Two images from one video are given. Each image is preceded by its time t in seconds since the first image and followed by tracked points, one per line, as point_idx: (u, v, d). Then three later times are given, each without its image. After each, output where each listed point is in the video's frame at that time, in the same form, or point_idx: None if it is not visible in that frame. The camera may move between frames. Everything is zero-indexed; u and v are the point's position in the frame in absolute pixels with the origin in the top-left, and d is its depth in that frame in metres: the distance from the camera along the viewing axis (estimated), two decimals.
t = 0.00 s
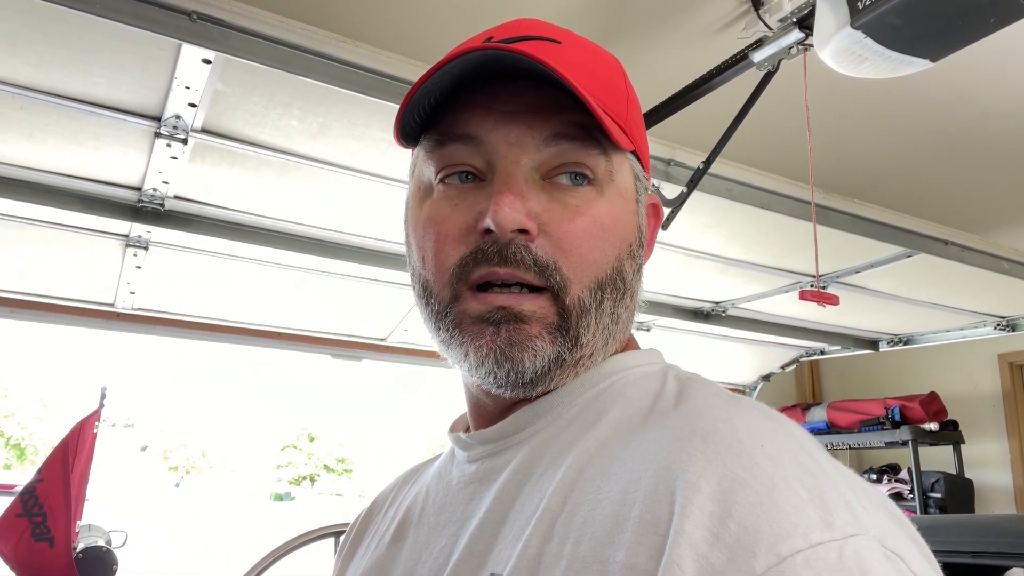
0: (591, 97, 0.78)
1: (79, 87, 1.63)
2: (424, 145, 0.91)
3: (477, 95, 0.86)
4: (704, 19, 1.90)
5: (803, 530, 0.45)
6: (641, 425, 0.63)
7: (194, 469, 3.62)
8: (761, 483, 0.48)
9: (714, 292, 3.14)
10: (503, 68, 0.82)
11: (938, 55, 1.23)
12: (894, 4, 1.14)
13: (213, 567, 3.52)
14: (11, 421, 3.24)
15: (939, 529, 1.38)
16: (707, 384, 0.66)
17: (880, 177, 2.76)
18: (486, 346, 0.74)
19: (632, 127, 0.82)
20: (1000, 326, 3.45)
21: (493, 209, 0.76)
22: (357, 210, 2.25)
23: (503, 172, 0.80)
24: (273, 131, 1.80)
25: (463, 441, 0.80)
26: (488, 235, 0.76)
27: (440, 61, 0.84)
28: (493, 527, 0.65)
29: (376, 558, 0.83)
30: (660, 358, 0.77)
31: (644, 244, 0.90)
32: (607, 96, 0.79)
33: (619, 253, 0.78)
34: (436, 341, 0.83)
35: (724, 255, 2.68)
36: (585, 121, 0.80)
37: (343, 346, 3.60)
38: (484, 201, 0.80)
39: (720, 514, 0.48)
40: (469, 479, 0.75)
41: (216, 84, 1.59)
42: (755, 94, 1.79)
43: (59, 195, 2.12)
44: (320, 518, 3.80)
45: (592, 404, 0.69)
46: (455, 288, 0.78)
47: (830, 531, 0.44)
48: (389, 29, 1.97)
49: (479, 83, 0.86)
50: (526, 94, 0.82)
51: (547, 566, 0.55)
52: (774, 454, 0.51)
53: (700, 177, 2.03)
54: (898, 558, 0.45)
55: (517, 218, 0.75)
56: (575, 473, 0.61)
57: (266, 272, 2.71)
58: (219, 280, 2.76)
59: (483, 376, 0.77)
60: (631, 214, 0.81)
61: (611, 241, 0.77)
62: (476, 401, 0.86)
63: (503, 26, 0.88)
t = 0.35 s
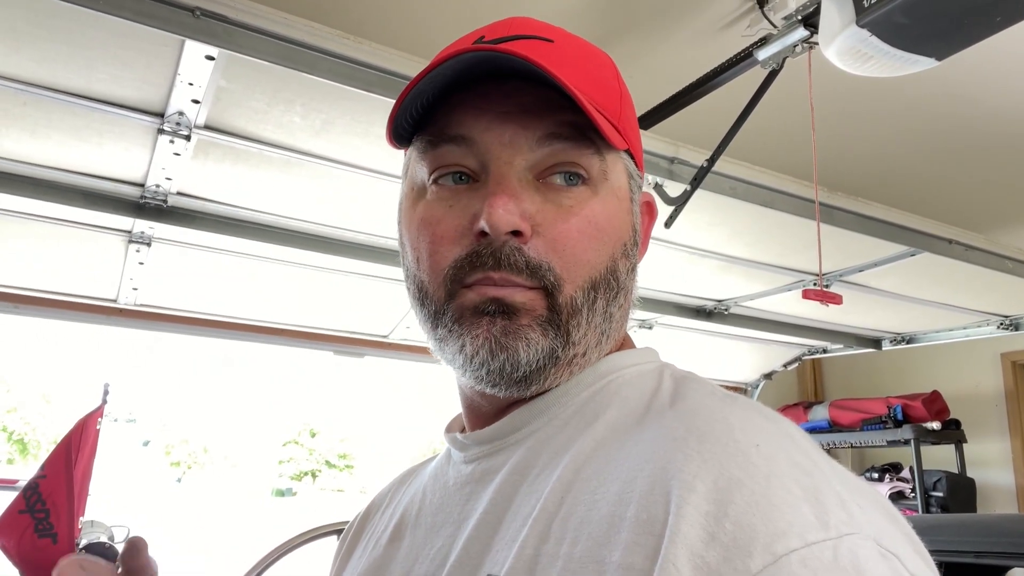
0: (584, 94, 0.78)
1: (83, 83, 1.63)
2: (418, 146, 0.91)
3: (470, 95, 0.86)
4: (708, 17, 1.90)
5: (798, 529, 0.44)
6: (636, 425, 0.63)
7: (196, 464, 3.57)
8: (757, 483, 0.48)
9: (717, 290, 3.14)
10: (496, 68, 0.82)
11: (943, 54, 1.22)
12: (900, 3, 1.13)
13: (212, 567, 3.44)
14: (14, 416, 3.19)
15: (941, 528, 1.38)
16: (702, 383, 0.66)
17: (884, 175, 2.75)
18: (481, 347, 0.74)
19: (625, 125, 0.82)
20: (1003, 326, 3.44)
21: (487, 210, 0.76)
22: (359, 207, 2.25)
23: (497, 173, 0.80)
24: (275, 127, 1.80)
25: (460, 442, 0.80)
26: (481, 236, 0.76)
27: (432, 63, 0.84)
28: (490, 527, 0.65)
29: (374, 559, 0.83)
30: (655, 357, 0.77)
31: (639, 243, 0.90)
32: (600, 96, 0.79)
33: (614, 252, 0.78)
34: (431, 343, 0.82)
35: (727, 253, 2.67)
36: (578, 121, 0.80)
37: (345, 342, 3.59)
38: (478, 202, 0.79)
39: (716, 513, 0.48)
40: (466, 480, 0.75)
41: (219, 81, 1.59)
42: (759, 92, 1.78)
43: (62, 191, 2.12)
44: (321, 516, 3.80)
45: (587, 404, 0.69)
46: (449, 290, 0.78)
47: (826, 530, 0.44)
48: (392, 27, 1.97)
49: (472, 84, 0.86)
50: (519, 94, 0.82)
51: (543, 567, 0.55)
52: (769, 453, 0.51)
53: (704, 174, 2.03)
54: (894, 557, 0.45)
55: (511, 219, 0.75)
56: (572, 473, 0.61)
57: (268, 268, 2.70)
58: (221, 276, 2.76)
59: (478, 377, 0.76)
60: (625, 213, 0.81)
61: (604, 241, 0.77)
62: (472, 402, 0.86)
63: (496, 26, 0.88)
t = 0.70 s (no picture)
0: (579, 98, 0.77)
1: (84, 81, 1.63)
2: (414, 150, 0.90)
3: (465, 99, 0.85)
4: (710, 15, 1.89)
5: (795, 532, 0.44)
6: (633, 428, 0.63)
7: (197, 460, 3.59)
8: (754, 485, 0.48)
9: (718, 289, 3.14)
10: (490, 72, 0.82)
11: (948, 52, 1.22)
12: (903, 1, 1.13)
13: (212, 566, 3.46)
14: (15, 412, 3.24)
15: (941, 528, 1.38)
16: (700, 386, 0.66)
17: (886, 174, 2.74)
18: (478, 352, 0.74)
19: (621, 127, 0.81)
20: (1005, 324, 3.43)
21: (482, 214, 0.75)
22: (361, 205, 2.25)
23: (492, 177, 0.79)
24: (276, 125, 1.79)
25: (459, 444, 0.79)
26: (476, 241, 0.76)
27: (426, 68, 0.84)
28: (488, 529, 0.65)
29: (374, 561, 0.82)
30: (654, 359, 0.77)
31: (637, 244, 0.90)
32: (595, 98, 0.78)
33: (611, 254, 0.78)
34: (429, 346, 0.82)
35: (729, 251, 2.67)
36: (573, 123, 0.80)
37: (346, 339, 3.59)
38: (473, 206, 0.79)
39: (712, 515, 0.48)
40: (465, 481, 0.75)
41: (219, 78, 1.59)
42: (762, 89, 1.77)
43: (62, 188, 2.12)
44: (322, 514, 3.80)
45: (585, 407, 0.69)
46: (446, 294, 0.78)
47: (823, 534, 0.44)
48: (394, 24, 1.96)
49: (467, 87, 0.85)
50: (513, 98, 0.81)
51: (541, 570, 0.55)
52: (766, 455, 0.51)
53: (706, 173, 2.02)
54: (893, 561, 0.44)
55: (507, 222, 0.74)
56: (570, 476, 0.61)
57: (269, 266, 2.70)
58: (222, 273, 2.75)
59: (475, 381, 0.76)
60: (622, 215, 0.80)
61: (601, 244, 0.76)
62: (471, 405, 0.86)
63: (490, 28, 0.87)
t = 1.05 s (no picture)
0: (576, 100, 0.77)
1: (82, 78, 1.62)
2: (411, 151, 0.90)
3: (461, 100, 0.85)
4: (710, 13, 1.89)
5: (794, 531, 0.44)
6: (632, 428, 0.63)
7: (196, 458, 3.60)
8: (752, 485, 0.48)
9: (717, 287, 3.14)
10: (487, 72, 0.82)
11: (947, 51, 1.22)
12: None
13: (211, 566, 3.44)
14: (15, 409, 3.23)
15: (941, 526, 1.37)
16: (698, 386, 0.66)
17: (885, 172, 2.74)
18: (474, 351, 0.74)
19: (619, 128, 0.81)
20: (1004, 323, 3.44)
21: (479, 215, 0.75)
22: (359, 202, 2.25)
23: (489, 177, 0.79)
24: (276, 122, 1.79)
25: (457, 445, 0.79)
26: (474, 241, 0.76)
27: (422, 69, 0.84)
28: (487, 531, 0.65)
29: (373, 563, 0.82)
30: (653, 359, 0.77)
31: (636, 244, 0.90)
32: (592, 98, 0.78)
33: (609, 254, 0.78)
34: (426, 347, 0.82)
35: (728, 250, 2.67)
36: (570, 124, 0.80)
37: (344, 338, 3.63)
38: (470, 206, 0.79)
39: (711, 516, 0.48)
40: (465, 482, 0.75)
41: (218, 75, 1.59)
42: (761, 88, 1.77)
43: (61, 185, 2.12)
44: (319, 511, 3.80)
45: (583, 407, 0.69)
46: (443, 294, 0.78)
47: (821, 534, 0.44)
48: (393, 21, 1.96)
49: (464, 88, 0.85)
50: (510, 99, 0.81)
51: (540, 571, 0.55)
52: (764, 455, 0.51)
53: (706, 171, 2.02)
54: (891, 561, 0.44)
55: (504, 223, 0.74)
56: (568, 477, 0.61)
57: (268, 263, 2.70)
58: (220, 271, 2.75)
59: (473, 381, 0.76)
60: (620, 215, 0.80)
61: (599, 243, 0.76)
62: (469, 406, 0.86)
63: (487, 29, 0.87)
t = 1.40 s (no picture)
0: (579, 93, 0.77)
1: (82, 75, 1.62)
2: (413, 144, 0.90)
3: (463, 94, 0.85)
4: (710, 10, 1.89)
5: (795, 529, 0.44)
6: (634, 424, 0.62)
7: (195, 456, 3.64)
8: (753, 482, 0.48)
9: (717, 284, 3.14)
10: (489, 66, 0.82)
11: (947, 49, 1.21)
12: None
13: (214, 566, 3.41)
14: (13, 407, 3.26)
15: (938, 524, 1.38)
16: (700, 382, 0.66)
17: (885, 170, 2.74)
18: (475, 345, 0.74)
19: (622, 123, 0.81)
20: (1003, 321, 3.44)
21: (481, 210, 0.75)
22: (358, 200, 2.24)
23: (491, 172, 0.79)
24: (275, 119, 1.79)
25: (458, 441, 0.79)
26: (475, 234, 0.76)
27: (425, 63, 0.83)
28: (488, 527, 0.65)
29: (372, 559, 0.82)
30: (654, 356, 0.77)
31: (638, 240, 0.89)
32: (594, 93, 0.78)
33: (610, 250, 0.77)
34: (427, 342, 0.82)
35: (728, 247, 2.67)
36: (573, 119, 0.79)
37: (344, 335, 3.55)
38: (472, 201, 0.79)
39: (711, 512, 0.48)
40: (464, 479, 0.75)
41: (217, 72, 1.58)
42: (761, 86, 1.76)
43: (60, 182, 2.11)
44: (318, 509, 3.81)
45: (585, 403, 0.69)
46: (444, 289, 0.78)
47: (821, 531, 0.44)
48: (392, 18, 1.96)
49: (466, 82, 0.85)
50: (512, 93, 0.81)
51: (540, 567, 0.55)
52: (765, 452, 0.51)
53: (705, 168, 2.02)
54: (892, 558, 0.44)
55: (505, 218, 0.74)
56: (569, 473, 0.61)
57: (267, 261, 2.70)
58: (219, 268, 2.75)
59: (474, 376, 0.76)
60: (621, 212, 0.80)
61: (601, 239, 0.76)
62: (470, 401, 0.86)
63: (490, 23, 0.87)
